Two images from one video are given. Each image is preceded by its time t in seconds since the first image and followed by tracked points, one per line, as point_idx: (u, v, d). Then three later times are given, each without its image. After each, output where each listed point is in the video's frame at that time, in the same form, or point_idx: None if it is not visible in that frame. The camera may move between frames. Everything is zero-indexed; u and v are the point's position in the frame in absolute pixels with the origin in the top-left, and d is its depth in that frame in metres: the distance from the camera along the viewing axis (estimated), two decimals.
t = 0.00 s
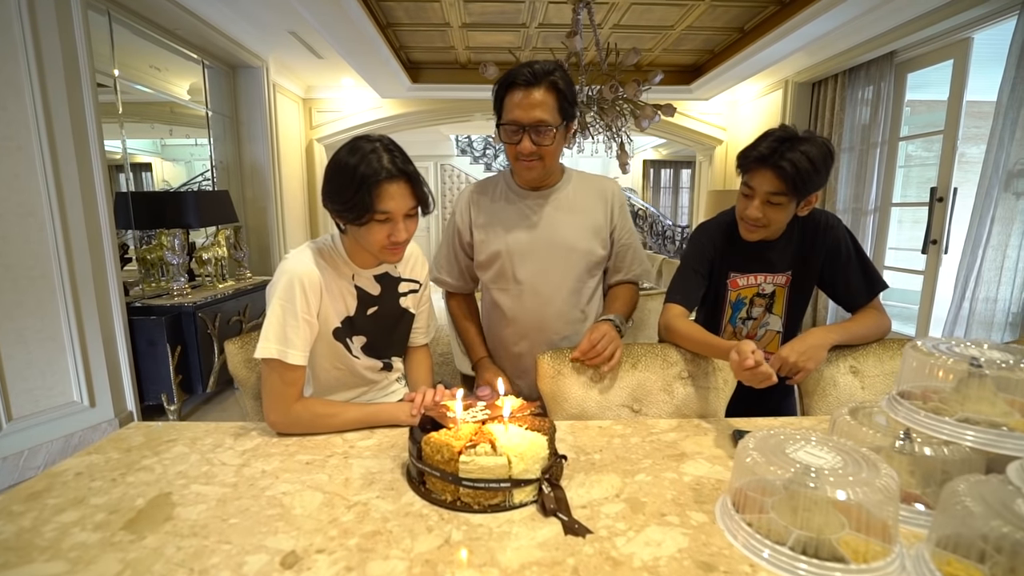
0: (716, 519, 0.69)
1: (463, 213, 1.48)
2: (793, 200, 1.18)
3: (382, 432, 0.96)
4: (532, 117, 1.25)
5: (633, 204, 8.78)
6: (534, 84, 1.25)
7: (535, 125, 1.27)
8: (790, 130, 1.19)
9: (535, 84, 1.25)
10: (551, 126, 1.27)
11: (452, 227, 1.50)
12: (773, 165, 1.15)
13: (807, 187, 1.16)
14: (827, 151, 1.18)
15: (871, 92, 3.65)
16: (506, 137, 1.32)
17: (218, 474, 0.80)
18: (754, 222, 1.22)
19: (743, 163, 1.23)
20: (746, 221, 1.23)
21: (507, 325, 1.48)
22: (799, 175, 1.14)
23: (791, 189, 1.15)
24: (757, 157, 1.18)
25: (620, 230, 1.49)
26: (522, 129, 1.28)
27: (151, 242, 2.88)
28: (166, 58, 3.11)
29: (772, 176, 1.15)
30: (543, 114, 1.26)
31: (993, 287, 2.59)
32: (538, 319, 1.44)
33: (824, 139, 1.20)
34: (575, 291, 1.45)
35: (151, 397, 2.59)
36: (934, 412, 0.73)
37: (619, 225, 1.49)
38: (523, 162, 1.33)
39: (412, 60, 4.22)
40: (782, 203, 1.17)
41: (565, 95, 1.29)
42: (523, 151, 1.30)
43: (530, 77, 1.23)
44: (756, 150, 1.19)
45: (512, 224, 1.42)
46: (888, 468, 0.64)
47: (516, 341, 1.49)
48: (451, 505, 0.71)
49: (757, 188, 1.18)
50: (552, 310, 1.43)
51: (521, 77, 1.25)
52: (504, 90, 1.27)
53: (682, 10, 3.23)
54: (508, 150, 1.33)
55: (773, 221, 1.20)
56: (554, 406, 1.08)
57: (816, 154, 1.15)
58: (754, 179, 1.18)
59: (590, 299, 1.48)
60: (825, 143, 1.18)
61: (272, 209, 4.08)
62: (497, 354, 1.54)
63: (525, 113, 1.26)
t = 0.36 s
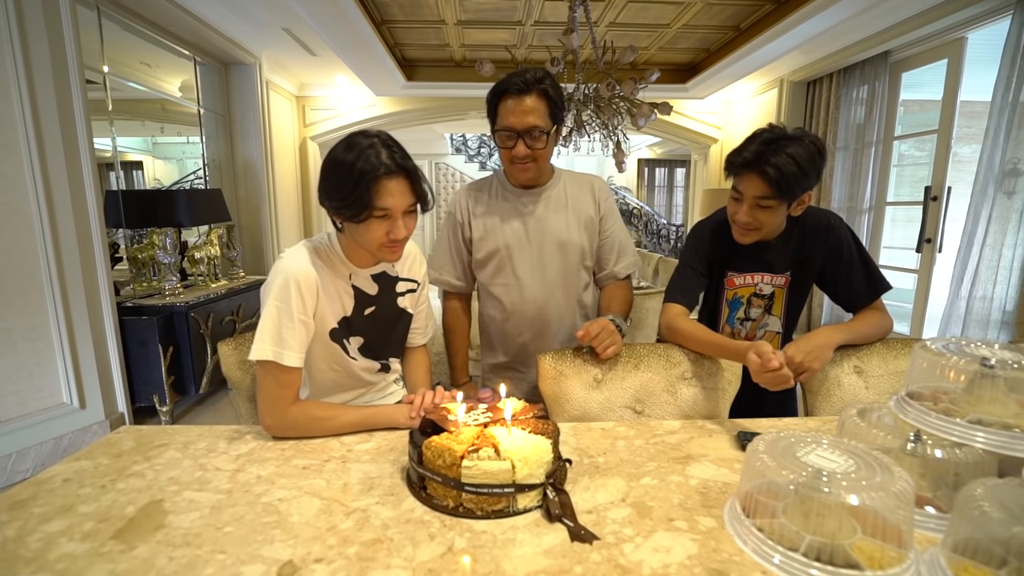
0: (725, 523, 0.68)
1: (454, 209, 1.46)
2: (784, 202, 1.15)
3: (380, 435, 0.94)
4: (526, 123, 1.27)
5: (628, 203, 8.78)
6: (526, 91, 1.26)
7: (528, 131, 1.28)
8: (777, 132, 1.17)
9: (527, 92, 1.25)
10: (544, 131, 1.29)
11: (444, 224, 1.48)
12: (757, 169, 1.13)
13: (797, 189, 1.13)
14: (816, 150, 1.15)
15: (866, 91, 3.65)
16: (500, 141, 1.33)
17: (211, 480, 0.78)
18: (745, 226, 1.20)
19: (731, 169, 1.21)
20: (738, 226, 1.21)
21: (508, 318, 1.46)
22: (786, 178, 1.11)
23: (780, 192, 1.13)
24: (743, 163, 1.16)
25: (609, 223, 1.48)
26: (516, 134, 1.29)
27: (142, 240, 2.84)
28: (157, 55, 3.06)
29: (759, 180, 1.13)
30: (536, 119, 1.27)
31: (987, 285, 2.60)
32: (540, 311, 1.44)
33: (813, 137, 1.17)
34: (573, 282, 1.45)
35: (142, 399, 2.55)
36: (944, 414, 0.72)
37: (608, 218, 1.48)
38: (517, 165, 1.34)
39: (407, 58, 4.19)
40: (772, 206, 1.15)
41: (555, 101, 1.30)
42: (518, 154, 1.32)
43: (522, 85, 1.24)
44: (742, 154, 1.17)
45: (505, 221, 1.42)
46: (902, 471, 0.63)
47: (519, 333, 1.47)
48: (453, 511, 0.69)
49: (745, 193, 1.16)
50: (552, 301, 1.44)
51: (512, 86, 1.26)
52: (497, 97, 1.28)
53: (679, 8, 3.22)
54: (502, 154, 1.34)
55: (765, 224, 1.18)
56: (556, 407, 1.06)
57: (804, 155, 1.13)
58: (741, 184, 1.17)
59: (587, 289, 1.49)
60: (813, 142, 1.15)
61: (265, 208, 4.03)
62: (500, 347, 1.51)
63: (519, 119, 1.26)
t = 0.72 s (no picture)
0: (727, 521, 0.67)
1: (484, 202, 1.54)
2: (787, 200, 1.14)
3: (378, 433, 0.93)
4: (550, 116, 1.35)
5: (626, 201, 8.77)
6: (552, 87, 1.35)
7: (553, 124, 1.36)
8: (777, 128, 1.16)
9: (553, 88, 1.35)
10: (568, 125, 1.37)
11: (475, 216, 1.57)
12: (759, 167, 1.12)
13: (800, 186, 1.13)
14: (818, 146, 1.14)
15: (864, 89, 3.65)
16: (528, 135, 1.41)
17: (208, 478, 0.77)
18: (748, 224, 1.19)
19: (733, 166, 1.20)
20: (741, 224, 1.20)
21: (526, 306, 1.50)
22: (789, 175, 1.10)
23: (783, 189, 1.12)
24: (744, 161, 1.15)
25: (630, 220, 1.50)
26: (541, 127, 1.37)
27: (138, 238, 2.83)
28: (152, 51, 3.04)
29: (761, 178, 1.12)
30: (560, 113, 1.35)
31: (986, 282, 2.60)
32: (557, 300, 1.48)
33: (816, 133, 1.15)
34: (591, 275, 1.48)
35: (138, 397, 2.53)
36: (949, 411, 0.71)
37: (629, 214, 1.51)
38: (542, 157, 1.41)
39: (404, 55, 4.17)
40: (775, 203, 1.14)
41: (580, 98, 1.38)
42: (543, 146, 1.39)
43: (549, 81, 1.33)
44: (743, 152, 1.16)
45: (528, 213, 1.48)
46: (907, 469, 0.62)
47: (534, 322, 1.51)
48: (453, 510, 0.68)
49: (747, 190, 1.16)
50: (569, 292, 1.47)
51: (540, 82, 1.36)
52: (526, 93, 1.38)
53: (677, 5, 3.21)
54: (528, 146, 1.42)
55: (768, 222, 1.17)
56: (556, 405, 1.05)
57: (806, 152, 1.12)
58: (744, 181, 1.16)
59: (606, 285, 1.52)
60: (814, 137, 1.14)
61: (262, 205, 4.00)
62: (518, 336, 1.56)
63: (544, 113, 1.35)
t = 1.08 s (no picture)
0: (720, 521, 0.67)
1: (513, 199, 1.63)
2: (783, 199, 1.14)
3: (375, 432, 0.94)
4: (582, 125, 1.43)
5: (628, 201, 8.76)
6: (587, 97, 1.43)
7: (584, 133, 1.44)
8: (773, 127, 1.16)
9: (588, 98, 1.43)
10: (598, 135, 1.44)
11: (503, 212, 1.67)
12: (753, 165, 1.13)
13: (797, 185, 1.13)
14: (814, 145, 1.14)
15: (866, 88, 3.64)
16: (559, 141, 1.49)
17: (205, 476, 0.77)
18: (743, 223, 1.19)
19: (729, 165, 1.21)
20: (736, 223, 1.21)
21: (538, 302, 1.59)
22: (784, 174, 1.11)
23: (779, 188, 1.12)
24: (738, 160, 1.16)
25: (646, 230, 1.55)
26: (572, 134, 1.45)
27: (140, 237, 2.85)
28: (154, 51, 3.05)
29: (755, 176, 1.13)
30: (592, 122, 1.43)
31: (987, 282, 2.59)
32: (566, 299, 1.56)
33: (812, 132, 1.15)
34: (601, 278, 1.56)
35: (140, 395, 2.55)
36: (942, 411, 0.71)
37: (647, 224, 1.55)
38: (571, 163, 1.49)
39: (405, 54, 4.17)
40: (771, 202, 1.14)
41: (615, 110, 1.46)
42: (572, 154, 1.47)
43: (585, 90, 1.41)
44: (737, 151, 1.17)
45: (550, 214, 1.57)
46: (899, 469, 0.62)
47: (543, 317, 1.59)
48: (447, 508, 0.69)
49: (743, 189, 1.16)
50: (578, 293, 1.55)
51: (577, 91, 1.43)
52: (562, 100, 1.46)
53: (678, 4, 3.20)
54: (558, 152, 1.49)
55: (763, 222, 1.18)
56: (552, 404, 1.05)
57: (802, 151, 1.12)
58: (739, 180, 1.17)
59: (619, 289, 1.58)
60: (810, 136, 1.14)
61: (263, 204, 4.02)
62: (529, 330, 1.64)
63: (577, 121, 1.43)
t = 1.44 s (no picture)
0: (709, 523, 0.68)
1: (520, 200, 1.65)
2: (773, 201, 1.15)
3: (371, 433, 0.95)
4: (598, 136, 1.46)
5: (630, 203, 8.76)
6: (604, 108, 1.46)
7: (598, 144, 1.47)
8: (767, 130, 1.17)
9: (605, 110, 1.45)
10: (613, 146, 1.48)
11: (509, 213, 1.68)
12: (742, 165, 1.15)
13: (787, 187, 1.13)
14: (807, 150, 1.15)
15: (868, 91, 3.64)
16: (573, 149, 1.52)
17: (202, 476, 0.78)
18: (734, 223, 1.20)
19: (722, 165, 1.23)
20: (726, 223, 1.22)
21: (546, 300, 1.59)
22: (772, 175, 1.11)
23: (767, 189, 1.13)
24: (729, 160, 1.18)
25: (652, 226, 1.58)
26: (587, 145, 1.48)
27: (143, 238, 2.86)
28: (159, 53, 3.08)
29: (744, 176, 1.15)
30: (607, 134, 1.47)
31: (988, 285, 2.59)
32: (573, 299, 1.56)
33: (805, 136, 1.16)
34: (608, 277, 1.57)
35: (142, 395, 2.56)
36: (932, 415, 0.72)
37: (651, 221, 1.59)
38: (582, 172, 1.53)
39: (407, 57, 4.19)
40: (761, 203, 1.15)
41: (628, 122, 1.49)
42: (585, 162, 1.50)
43: (601, 102, 1.44)
44: (728, 151, 1.19)
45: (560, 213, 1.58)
46: (886, 472, 0.62)
47: (551, 316, 1.59)
48: (440, 509, 0.70)
49: (733, 189, 1.17)
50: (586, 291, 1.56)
51: (592, 101, 1.46)
52: (577, 111, 1.49)
53: (680, 7, 3.21)
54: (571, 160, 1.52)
55: (753, 223, 1.18)
56: (547, 406, 1.06)
57: (793, 154, 1.12)
58: (729, 180, 1.18)
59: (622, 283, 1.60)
60: (803, 141, 1.15)
61: (266, 205, 4.04)
62: (535, 329, 1.64)
63: (593, 132, 1.47)
